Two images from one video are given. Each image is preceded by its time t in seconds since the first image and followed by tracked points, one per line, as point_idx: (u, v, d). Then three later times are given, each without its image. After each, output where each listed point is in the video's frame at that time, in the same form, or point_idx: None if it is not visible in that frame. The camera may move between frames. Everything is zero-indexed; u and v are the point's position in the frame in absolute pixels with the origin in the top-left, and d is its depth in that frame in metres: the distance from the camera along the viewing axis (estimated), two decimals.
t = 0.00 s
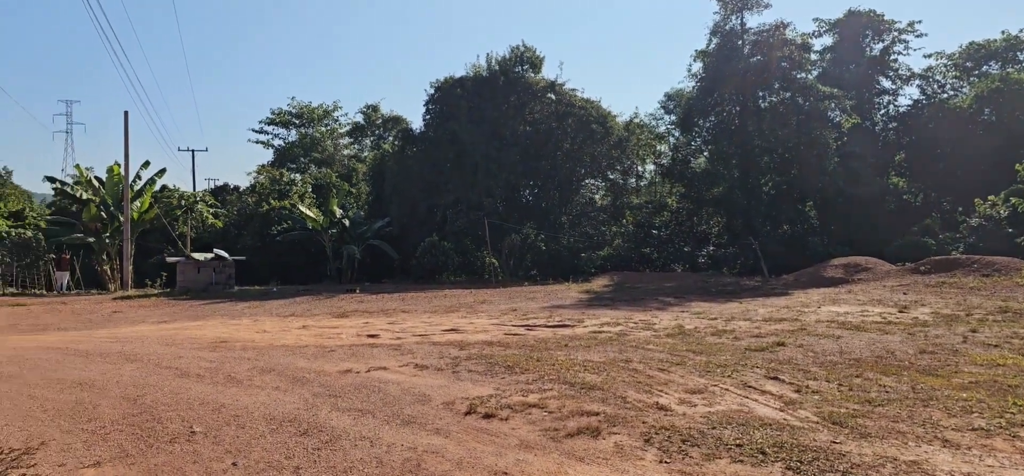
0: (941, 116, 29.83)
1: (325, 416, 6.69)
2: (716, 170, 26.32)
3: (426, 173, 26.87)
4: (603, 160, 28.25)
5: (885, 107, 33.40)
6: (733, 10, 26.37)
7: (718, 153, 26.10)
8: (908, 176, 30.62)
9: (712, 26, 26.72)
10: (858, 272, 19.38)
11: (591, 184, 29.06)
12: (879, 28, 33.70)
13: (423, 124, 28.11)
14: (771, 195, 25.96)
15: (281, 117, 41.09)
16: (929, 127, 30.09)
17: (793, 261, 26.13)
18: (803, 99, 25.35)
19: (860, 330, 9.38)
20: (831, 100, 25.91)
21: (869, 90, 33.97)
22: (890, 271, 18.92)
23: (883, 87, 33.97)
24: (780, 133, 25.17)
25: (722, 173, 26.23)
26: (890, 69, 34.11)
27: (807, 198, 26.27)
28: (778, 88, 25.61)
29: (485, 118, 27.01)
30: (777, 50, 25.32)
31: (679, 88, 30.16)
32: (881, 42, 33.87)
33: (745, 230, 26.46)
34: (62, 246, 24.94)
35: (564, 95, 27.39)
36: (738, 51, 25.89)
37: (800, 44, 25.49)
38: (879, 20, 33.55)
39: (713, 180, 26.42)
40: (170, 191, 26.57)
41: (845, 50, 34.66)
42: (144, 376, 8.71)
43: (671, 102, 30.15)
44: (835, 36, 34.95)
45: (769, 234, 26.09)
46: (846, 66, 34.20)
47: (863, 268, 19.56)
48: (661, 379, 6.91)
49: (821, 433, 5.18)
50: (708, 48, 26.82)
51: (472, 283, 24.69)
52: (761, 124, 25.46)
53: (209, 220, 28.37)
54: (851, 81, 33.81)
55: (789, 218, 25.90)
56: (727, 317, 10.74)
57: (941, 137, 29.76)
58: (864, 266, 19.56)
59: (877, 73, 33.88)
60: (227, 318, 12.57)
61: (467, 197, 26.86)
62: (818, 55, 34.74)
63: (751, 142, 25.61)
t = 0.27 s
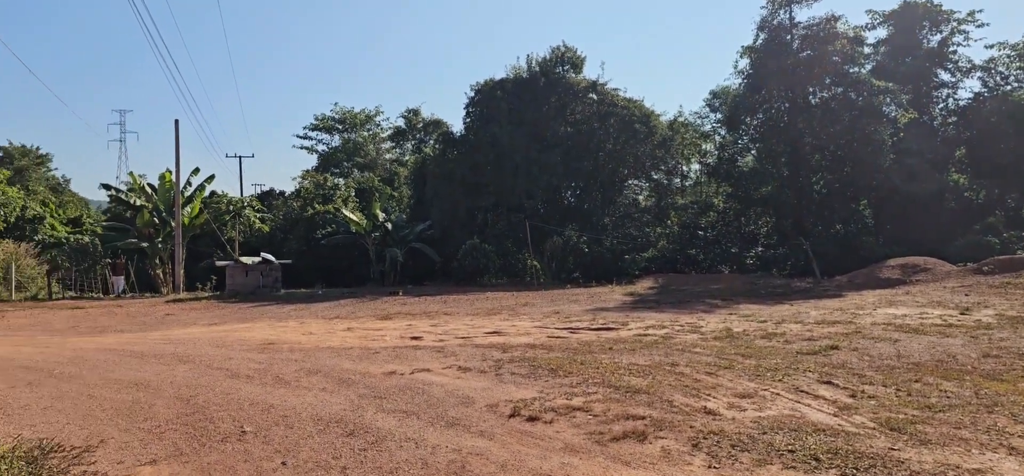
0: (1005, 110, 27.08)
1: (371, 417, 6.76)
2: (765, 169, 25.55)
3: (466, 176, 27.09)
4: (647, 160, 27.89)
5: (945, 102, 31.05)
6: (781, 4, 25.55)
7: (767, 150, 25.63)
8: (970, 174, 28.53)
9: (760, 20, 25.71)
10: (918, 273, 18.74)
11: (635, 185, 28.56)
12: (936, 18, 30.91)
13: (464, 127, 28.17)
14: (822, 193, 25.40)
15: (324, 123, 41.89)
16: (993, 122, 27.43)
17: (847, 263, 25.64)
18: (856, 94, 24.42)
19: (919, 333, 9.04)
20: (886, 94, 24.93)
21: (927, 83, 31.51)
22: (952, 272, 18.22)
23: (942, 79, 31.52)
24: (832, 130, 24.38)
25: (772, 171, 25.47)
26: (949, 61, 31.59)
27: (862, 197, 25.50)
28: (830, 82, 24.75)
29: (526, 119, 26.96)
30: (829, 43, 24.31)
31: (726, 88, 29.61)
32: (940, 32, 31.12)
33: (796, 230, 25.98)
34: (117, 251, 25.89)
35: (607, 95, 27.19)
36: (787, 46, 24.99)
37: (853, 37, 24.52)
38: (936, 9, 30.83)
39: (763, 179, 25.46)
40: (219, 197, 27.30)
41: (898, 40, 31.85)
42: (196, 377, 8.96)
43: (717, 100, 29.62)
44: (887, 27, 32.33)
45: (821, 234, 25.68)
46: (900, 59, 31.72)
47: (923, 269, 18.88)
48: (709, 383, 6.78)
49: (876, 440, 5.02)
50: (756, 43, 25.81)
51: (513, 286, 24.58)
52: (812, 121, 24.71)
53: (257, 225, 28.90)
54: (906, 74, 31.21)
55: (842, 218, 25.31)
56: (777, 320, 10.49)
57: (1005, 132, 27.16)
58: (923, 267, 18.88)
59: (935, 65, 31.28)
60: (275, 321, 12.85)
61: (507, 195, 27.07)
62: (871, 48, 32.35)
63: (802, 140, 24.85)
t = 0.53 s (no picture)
0: None
1: (404, 417, 6.80)
2: (803, 170, 25.16)
3: (498, 178, 26.77)
4: (681, 161, 27.51)
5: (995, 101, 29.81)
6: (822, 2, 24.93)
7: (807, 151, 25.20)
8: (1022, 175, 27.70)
9: (800, 20, 25.21)
10: (964, 277, 18.26)
11: (669, 187, 27.96)
12: (987, 16, 29.96)
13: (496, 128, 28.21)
14: (864, 196, 25.04)
15: (358, 125, 42.42)
16: None
17: (890, 267, 25.00)
18: (901, 93, 23.87)
19: (966, 340, 8.76)
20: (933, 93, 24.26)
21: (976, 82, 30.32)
22: (1001, 278, 17.65)
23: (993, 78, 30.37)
24: (875, 131, 23.87)
25: (812, 173, 25.04)
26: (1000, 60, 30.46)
27: (907, 199, 24.83)
28: (874, 82, 24.09)
29: (560, 119, 26.78)
30: (872, 43, 23.74)
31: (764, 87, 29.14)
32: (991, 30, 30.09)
33: (836, 233, 25.39)
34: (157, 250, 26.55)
35: (641, 96, 27.00)
36: (829, 44, 24.40)
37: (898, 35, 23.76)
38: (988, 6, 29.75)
39: (802, 179, 24.95)
40: (254, 198, 27.82)
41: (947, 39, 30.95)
42: (233, 374, 9.14)
43: (756, 99, 29.07)
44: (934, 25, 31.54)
45: (862, 238, 25.18)
46: (949, 57, 30.78)
47: (970, 274, 18.32)
48: (746, 389, 6.67)
49: (922, 449, 4.88)
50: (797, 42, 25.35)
51: (546, 288, 24.39)
52: (855, 120, 24.21)
53: (291, 225, 29.11)
54: (953, 72, 30.37)
55: (886, 221, 24.83)
56: (817, 325, 10.27)
57: None
58: (971, 272, 18.31)
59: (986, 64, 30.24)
60: (309, 320, 13.02)
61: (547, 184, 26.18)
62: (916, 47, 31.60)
63: (844, 140, 24.66)
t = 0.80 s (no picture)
0: None
1: (438, 418, 6.80)
2: (842, 170, 24.66)
3: (530, 179, 26.42)
4: (717, 161, 27.02)
5: None
6: None
7: (848, 151, 24.54)
8: None
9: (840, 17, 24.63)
10: (1013, 281, 17.59)
11: (704, 187, 27.77)
12: None
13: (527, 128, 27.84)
14: (908, 199, 24.14)
15: (391, 126, 42.88)
16: None
17: (937, 270, 24.32)
18: (947, 92, 23.05)
19: (1019, 347, 8.43)
20: (983, 91, 23.29)
21: None
22: None
23: None
24: (920, 130, 23.12)
25: (852, 173, 24.50)
26: None
27: (953, 200, 23.89)
28: (919, 80, 23.33)
29: (592, 120, 26.36)
30: (917, 39, 23.06)
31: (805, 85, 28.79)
32: None
33: (880, 236, 24.64)
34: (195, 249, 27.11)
35: (676, 95, 26.63)
36: (872, 42, 23.87)
37: (945, 31, 23.01)
38: None
39: (843, 180, 24.51)
40: (288, 198, 28.25)
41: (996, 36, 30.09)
42: (269, 372, 9.25)
43: (795, 99, 28.61)
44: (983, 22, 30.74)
45: (905, 242, 24.50)
46: (998, 54, 29.84)
47: (1019, 278, 17.68)
48: (787, 394, 6.51)
49: (974, 460, 4.70)
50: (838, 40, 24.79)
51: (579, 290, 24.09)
52: (898, 119, 23.53)
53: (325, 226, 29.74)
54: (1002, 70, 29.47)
55: (933, 223, 23.84)
56: (860, 330, 10.00)
57: None
58: (1021, 276, 17.67)
59: None
60: (343, 319, 13.14)
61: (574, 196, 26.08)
62: (963, 43, 30.82)
63: (887, 140, 23.93)
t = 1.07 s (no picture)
0: None
1: (467, 421, 6.78)
2: (878, 171, 24.14)
3: (558, 181, 26.19)
4: (747, 162, 26.24)
5: None
6: None
7: (884, 151, 24.03)
8: None
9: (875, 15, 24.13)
10: None
11: (734, 189, 27.01)
12: None
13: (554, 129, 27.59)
14: (946, 200, 23.49)
15: (417, 128, 43.19)
16: None
17: (975, 274, 23.73)
18: (987, 91, 22.30)
19: None
20: None
21: None
22: None
23: None
24: (959, 130, 22.45)
25: (888, 175, 23.97)
26: None
27: (995, 202, 23.14)
28: (958, 79, 22.68)
29: (620, 121, 25.80)
30: (955, 37, 22.52)
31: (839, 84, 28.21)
32: None
33: (916, 238, 24.13)
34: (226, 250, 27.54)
35: (705, 95, 26.02)
36: (908, 40, 23.35)
37: (984, 29, 22.46)
38: None
39: (878, 181, 24.10)
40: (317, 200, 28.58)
41: None
42: (299, 373, 9.33)
43: (829, 99, 28.09)
44: None
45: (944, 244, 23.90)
46: None
47: None
48: (824, 401, 6.38)
49: None
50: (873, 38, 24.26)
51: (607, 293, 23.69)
52: (936, 119, 22.92)
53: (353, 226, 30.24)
54: None
55: (974, 224, 23.24)
56: (899, 335, 9.76)
57: None
58: None
59: None
60: (371, 321, 13.21)
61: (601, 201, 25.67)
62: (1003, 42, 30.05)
63: (924, 140, 23.36)
